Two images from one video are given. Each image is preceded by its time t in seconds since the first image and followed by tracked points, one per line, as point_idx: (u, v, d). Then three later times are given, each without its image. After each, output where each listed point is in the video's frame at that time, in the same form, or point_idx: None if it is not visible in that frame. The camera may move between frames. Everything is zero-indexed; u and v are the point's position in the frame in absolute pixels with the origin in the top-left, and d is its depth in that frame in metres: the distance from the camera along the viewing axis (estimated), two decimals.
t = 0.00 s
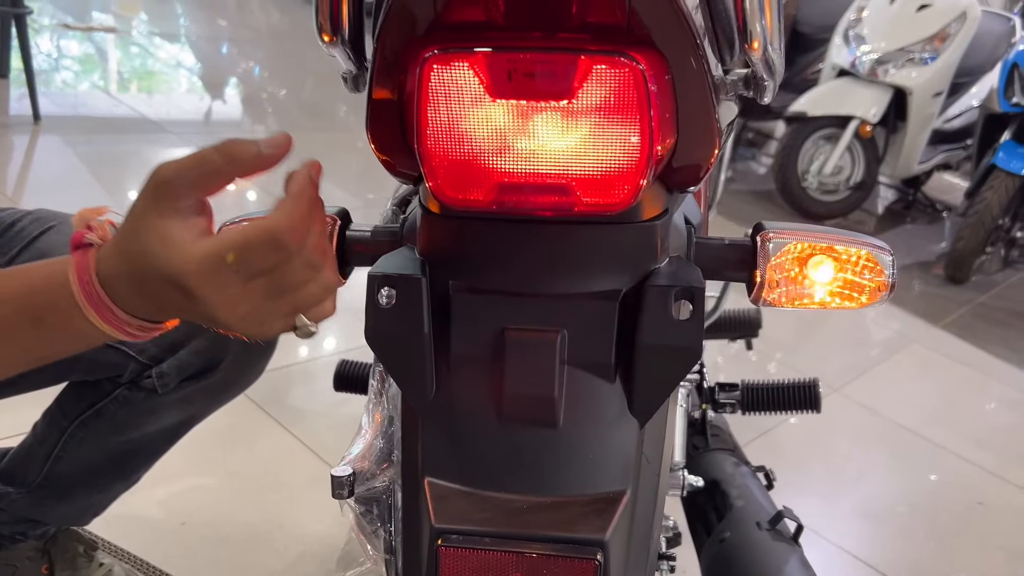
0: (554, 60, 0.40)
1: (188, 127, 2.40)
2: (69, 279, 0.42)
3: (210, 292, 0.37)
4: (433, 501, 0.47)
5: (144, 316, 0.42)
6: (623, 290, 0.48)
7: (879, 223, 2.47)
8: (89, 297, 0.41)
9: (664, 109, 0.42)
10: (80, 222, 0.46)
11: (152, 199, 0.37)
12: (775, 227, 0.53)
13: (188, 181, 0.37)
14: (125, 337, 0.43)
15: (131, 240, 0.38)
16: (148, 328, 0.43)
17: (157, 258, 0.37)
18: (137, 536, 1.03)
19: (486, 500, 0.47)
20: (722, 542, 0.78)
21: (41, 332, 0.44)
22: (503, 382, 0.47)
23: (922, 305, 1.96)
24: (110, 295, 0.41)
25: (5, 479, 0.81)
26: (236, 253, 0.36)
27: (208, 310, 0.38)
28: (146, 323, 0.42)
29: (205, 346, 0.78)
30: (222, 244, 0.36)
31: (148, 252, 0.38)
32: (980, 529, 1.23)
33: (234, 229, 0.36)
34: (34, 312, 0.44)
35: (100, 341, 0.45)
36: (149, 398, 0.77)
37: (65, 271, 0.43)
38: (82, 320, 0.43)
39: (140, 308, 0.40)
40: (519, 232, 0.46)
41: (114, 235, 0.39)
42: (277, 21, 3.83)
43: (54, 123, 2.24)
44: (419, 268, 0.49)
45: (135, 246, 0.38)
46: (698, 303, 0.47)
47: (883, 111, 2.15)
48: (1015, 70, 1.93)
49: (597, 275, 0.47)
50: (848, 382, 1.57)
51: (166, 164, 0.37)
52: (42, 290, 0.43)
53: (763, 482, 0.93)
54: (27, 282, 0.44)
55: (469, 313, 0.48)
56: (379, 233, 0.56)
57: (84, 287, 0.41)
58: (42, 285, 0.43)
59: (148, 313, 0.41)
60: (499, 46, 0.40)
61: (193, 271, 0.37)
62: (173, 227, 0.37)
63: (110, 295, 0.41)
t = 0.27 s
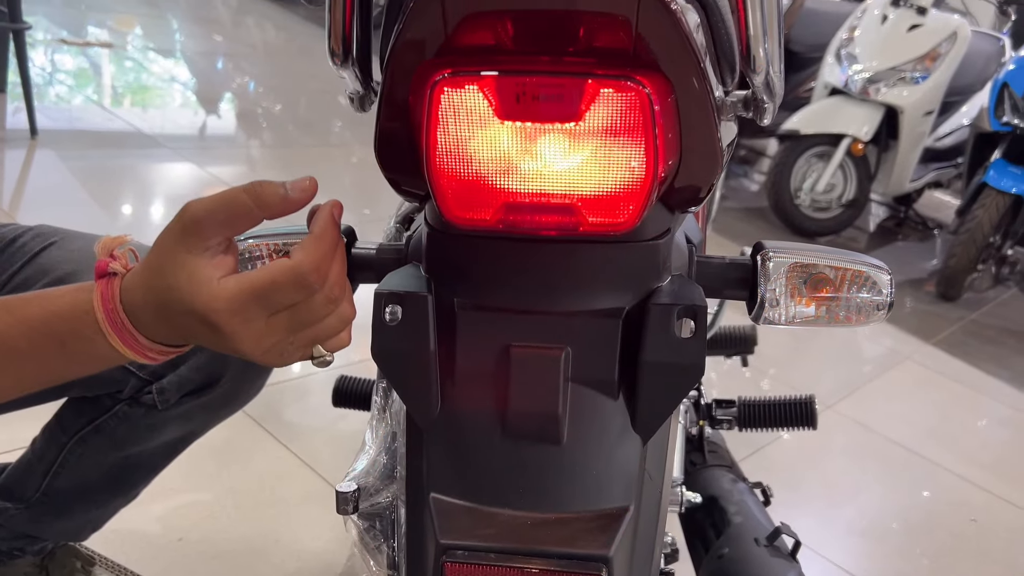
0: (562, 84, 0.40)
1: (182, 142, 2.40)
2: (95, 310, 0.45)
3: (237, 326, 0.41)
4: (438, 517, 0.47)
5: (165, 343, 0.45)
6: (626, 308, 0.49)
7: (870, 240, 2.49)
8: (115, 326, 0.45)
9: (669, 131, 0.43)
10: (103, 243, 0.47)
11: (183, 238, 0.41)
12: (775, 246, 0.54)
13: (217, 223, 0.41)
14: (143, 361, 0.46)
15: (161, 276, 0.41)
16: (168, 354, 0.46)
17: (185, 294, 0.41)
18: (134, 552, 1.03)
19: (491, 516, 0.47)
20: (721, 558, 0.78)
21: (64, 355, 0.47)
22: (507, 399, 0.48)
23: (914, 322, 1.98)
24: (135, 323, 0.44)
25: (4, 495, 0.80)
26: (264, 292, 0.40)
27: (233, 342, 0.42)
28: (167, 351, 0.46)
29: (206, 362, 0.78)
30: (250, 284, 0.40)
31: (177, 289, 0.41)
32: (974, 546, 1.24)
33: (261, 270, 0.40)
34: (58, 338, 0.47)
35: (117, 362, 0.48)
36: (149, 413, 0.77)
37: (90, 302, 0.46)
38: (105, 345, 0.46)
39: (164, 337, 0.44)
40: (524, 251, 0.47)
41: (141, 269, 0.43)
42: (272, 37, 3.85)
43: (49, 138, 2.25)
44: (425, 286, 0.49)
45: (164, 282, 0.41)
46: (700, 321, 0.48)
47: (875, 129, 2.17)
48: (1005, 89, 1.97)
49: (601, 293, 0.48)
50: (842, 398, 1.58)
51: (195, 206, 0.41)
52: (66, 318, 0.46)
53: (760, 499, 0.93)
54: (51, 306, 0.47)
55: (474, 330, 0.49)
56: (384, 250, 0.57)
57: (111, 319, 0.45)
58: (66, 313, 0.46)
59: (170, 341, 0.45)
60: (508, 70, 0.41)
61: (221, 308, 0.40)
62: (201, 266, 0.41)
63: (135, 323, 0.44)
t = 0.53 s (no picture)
0: (552, 104, 0.41)
1: (175, 156, 2.40)
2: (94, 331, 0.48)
3: (238, 349, 0.44)
4: (430, 533, 0.47)
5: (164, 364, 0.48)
6: (616, 324, 0.49)
7: (861, 254, 2.50)
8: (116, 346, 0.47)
9: (657, 149, 0.44)
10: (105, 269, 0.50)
11: (186, 263, 0.44)
12: (764, 263, 0.55)
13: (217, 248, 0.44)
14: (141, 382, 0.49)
15: (166, 297, 0.44)
16: (165, 375, 0.49)
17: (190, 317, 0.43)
18: (124, 568, 1.02)
19: (483, 531, 0.47)
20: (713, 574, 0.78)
21: (63, 374, 0.50)
22: (499, 414, 0.48)
23: (904, 336, 1.99)
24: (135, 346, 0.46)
25: None
26: (264, 319, 0.42)
27: (235, 362, 0.44)
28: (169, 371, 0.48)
29: (200, 378, 0.79)
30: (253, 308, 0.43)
31: (182, 311, 0.43)
32: (966, 559, 1.24)
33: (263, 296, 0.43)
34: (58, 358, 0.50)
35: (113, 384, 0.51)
36: (141, 429, 0.77)
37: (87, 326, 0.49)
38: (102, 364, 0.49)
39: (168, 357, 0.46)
40: (516, 268, 0.47)
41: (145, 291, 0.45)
42: (265, 52, 3.86)
43: (42, 151, 2.24)
44: (417, 302, 0.50)
45: (169, 304, 0.44)
46: (690, 337, 0.48)
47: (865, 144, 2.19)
48: (994, 105, 2.00)
49: (592, 310, 0.48)
50: (834, 412, 1.59)
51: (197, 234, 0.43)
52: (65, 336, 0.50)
53: (752, 514, 0.93)
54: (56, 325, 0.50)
55: (465, 346, 0.49)
56: (376, 265, 0.57)
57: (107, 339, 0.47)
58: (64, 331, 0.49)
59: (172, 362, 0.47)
60: (499, 90, 0.41)
61: (224, 330, 0.43)
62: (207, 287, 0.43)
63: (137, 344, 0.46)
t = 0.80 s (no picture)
0: (545, 114, 0.41)
1: (169, 165, 2.40)
2: (114, 348, 0.36)
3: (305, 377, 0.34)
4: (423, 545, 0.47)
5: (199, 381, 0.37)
6: (610, 333, 0.49)
7: (854, 263, 2.51)
8: (137, 373, 0.36)
9: (651, 159, 0.44)
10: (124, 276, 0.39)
11: (221, 271, 0.33)
12: (757, 272, 0.55)
13: (263, 250, 0.33)
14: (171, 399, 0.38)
15: (203, 317, 0.33)
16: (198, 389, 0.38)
17: (243, 342, 0.33)
18: None
19: (475, 543, 0.47)
20: None
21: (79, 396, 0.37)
22: (491, 424, 0.48)
23: (898, 345, 1.99)
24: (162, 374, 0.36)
25: None
26: (344, 344, 0.33)
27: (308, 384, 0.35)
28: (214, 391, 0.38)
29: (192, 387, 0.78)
30: (326, 330, 0.33)
31: (229, 334, 0.33)
32: (961, 568, 1.24)
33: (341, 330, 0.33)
34: (70, 374, 0.36)
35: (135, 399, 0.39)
36: (132, 438, 0.76)
37: (108, 338, 0.37)
38: (122, 386, 0.36)
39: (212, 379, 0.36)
40: (510, 277, 0.47)
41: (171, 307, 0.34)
42: (259, 61, 3.87)
43: (35, 160, 2.24)
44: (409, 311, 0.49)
45: (209, 325, 0.33)
46: (684, 346, 0.48)
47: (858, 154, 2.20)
48: (985, 114, 2.01)
49: (585, 319, 0.48)
50: (828, 421, 1.59)
51: (234, 235, 0.33)
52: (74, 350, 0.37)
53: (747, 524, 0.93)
54: (64, 333, 0.37)
55: (458, 356, 0.49)
56: (369, 275, 0.57)
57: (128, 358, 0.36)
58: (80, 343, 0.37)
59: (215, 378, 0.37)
60: (492, 99, 0.41)
61: (294, 353, 0.33)
62: (259, 304, 0.33)
63: (164, 371, 0.36)
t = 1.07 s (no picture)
0: (539, 119, 0.41)
1: (163, 172, 2.39)
2: (164, 400, 0.36)
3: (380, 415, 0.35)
4: (416, 554, 0.46)
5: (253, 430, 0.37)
6: (604, 341, 0.49)
7: (849, 269, 2.52)
8: (195, 429, 0.36)
9: (646, 165, 0.44)
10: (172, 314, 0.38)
11: (288, 317, 0.33)
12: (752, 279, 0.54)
13: (331, 292, 0.33)
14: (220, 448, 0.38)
15: (272, 364, 0.34)
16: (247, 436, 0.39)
17: (321, 386, 0.34)
18: None
19: (469, 551, 0.46)
20: None
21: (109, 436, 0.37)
22: (486, 433, 0.47)
23: (894, 351, 1.99)
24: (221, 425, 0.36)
25: None
26: (426, 378, 0.34)
27: (382, 419, 0.36)
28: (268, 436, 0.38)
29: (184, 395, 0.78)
30: (405, 364, 0.34)
31: (302, 379, 0.34)
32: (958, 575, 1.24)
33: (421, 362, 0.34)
34: (109, 412, 0.36)
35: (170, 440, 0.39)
36: (124, 447, 0.75)
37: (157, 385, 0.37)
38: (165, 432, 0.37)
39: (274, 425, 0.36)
40: (504, 284, 0.47)
41: (237, 355, 0.34)
42: (254, 68, 3.87)
43: (28, 167, 2.23)
44: (403, 318, 0.49)
45: (278, 370, 0.34)
46: (679, 354, 0.48)
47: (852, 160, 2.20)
48: (979, 121, 2.03)
49: (580, 326, 0.48)
50: (824, 428, 1.59)
51: (301, 277, 0.33)
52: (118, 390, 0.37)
53: (743, 532, 0.92)
54: (109, 367, 0.37)
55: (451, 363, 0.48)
56: (363, 281, 0.57)
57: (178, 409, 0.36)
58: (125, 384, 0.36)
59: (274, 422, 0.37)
60: (486, 104, 0.41)
61: (373, 389, 0.34)
62: (333, 345, 0.34)
63: (225, 423, 0.36)
